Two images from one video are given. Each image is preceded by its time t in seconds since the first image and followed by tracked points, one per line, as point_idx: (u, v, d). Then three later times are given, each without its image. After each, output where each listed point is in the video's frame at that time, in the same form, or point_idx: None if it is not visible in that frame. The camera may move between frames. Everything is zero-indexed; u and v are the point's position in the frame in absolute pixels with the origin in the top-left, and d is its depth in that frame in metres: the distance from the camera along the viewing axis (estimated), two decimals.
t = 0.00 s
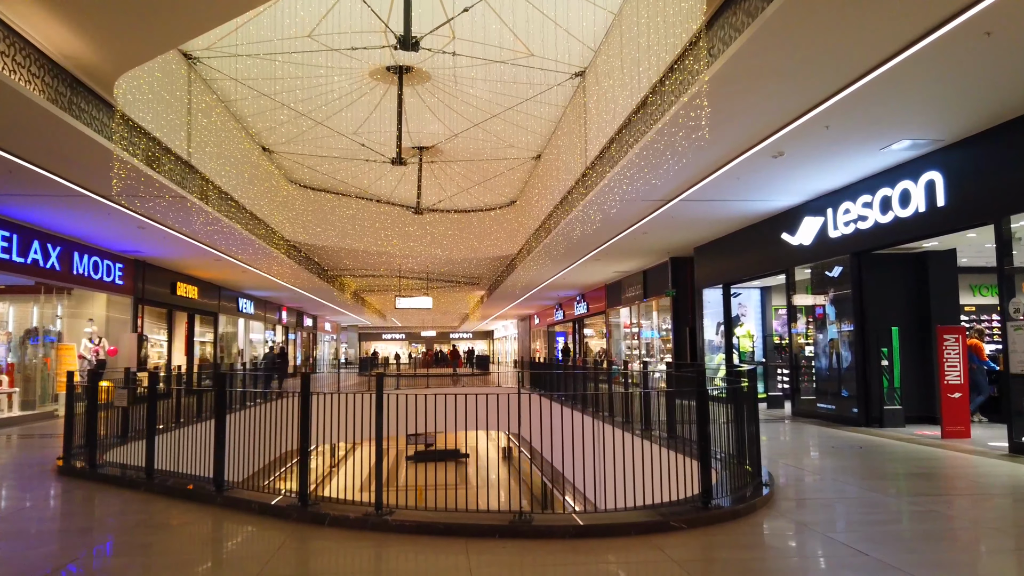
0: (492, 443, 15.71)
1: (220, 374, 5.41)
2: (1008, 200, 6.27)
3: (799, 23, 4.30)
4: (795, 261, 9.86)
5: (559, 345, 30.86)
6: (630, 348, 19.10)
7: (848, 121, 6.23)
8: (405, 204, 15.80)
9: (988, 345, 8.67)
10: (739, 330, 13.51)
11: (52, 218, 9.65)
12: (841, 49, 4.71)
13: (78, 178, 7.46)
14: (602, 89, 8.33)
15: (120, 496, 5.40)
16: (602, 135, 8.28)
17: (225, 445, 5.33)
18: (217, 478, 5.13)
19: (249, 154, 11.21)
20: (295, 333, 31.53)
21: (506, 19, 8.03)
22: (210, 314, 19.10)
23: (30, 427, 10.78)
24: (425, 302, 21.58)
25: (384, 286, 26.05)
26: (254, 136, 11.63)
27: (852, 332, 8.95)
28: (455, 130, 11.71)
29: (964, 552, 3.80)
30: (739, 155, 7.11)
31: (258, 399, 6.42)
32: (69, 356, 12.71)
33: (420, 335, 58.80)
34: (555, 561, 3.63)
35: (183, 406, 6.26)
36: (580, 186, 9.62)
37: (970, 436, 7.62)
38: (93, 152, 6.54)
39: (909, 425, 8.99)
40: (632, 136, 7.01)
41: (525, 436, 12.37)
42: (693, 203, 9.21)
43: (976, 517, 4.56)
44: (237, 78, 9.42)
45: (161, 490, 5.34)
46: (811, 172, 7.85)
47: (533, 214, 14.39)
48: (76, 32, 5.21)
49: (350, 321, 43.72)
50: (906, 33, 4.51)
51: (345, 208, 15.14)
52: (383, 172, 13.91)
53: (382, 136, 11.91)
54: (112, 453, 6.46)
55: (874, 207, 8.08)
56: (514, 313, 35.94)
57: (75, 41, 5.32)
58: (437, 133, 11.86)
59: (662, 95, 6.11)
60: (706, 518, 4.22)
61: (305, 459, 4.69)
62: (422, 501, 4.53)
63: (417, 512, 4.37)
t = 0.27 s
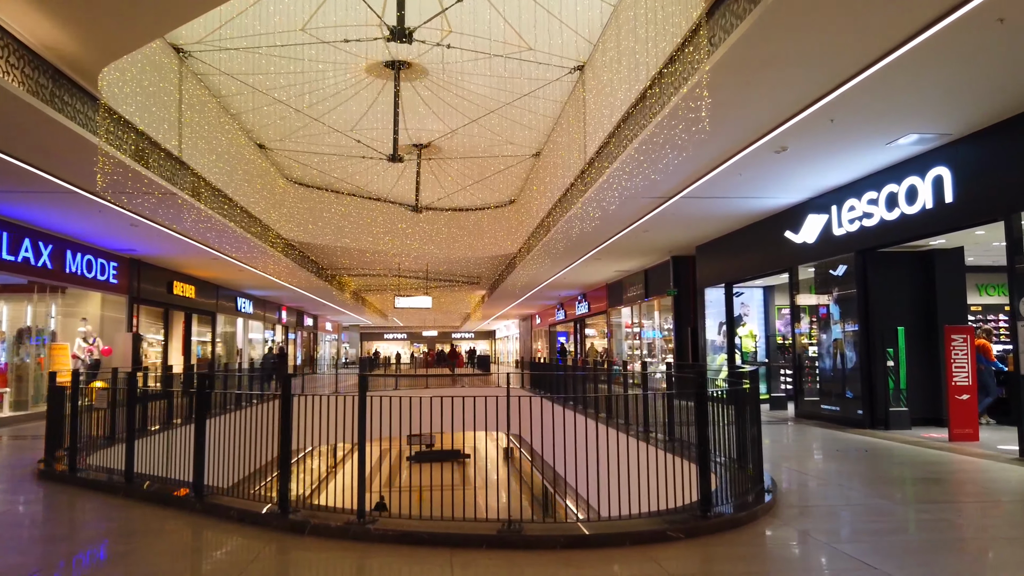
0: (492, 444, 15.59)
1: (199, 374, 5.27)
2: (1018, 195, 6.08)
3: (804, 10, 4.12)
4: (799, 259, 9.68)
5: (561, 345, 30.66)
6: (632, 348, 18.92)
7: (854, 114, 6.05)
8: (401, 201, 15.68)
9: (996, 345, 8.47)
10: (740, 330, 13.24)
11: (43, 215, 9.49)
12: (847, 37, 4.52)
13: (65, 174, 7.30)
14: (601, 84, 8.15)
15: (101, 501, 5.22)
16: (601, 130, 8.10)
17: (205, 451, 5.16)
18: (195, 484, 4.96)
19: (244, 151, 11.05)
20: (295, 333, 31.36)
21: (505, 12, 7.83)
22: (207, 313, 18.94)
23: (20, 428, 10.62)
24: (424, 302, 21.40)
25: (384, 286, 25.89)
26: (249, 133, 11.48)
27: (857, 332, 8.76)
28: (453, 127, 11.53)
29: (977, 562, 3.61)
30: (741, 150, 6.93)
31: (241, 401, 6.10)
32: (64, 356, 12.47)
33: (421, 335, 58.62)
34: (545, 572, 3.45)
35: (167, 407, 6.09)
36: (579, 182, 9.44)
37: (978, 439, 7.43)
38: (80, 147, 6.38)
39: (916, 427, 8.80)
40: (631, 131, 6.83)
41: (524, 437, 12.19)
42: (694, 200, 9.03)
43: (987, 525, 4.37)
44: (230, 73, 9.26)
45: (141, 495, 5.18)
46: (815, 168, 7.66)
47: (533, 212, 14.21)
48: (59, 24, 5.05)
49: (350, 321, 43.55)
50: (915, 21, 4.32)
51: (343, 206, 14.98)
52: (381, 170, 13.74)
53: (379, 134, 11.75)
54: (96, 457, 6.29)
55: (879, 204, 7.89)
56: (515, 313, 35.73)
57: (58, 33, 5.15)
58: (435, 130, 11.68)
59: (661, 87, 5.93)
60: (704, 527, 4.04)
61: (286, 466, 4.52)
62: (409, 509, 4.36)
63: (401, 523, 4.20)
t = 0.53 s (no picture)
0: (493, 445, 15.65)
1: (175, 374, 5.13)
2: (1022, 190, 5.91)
3: None
4: (798, 258, 9.52)
5: (560, 344, 30.50)
6: (631, 348, 18.76)
7: (854, 108, 5.90)
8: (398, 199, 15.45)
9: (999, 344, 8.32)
10: (740, 330, 13.17)
11: (30, 213, 9.34)
12: (846, 25, 4.36)
13: (48, 171, 7.15)
14: (596, 78, 8.00)
15: (77, 506, 5.07)
16: (596, 125, 7.94)
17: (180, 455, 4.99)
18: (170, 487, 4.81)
19: (236, 148, 10.90)
20: (293, 332, 31.22)
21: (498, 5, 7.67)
22: (203, 313, 18.79)
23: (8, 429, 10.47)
24: (422, 301, 21.25)
25: (382, 286, 25.76)
26: (241, 130, 11.32)
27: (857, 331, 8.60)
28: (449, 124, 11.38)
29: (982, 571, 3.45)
30: (738, 145, 6.77)
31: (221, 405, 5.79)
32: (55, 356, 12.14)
33: (421, 335, 58.47)
34: None
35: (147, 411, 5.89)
36: (575, 179, 9.28)
37: (981, 441, 7.27)
38: (61, 142, 6.23)
39: (917, 428, 8.64)
40: (626, 125, 6.67)
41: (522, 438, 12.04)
42: (691, 197, 8.88)
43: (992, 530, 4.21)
44: (220, 68, 9.11)
45: (118, 500, 5.03)
46: (815, 163, 7.50)
47: (530, 211, 14.05)
48: (34, 16, 4.90)
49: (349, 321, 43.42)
50: (916, 8, 4.16)
51: (338, 204, 14.82)
52: (376, 168, 13.58)
53: (374, 131, 11.60)
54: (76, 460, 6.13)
55: (880, 200, 7.73)
56: (514, 313, 35.57)
57: (34, 25, 4.99)
58: (431, 128, 11.50)
59: (656, 80, 5.77)
60: (697, 534, 3.89)
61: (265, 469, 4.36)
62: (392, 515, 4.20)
63: (384, 529, 4.05)
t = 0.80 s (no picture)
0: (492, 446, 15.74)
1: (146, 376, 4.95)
2: None
3: None
4: (797, 257, 9.35)
5: (559, 345, 30.33)
6: (629, 348, 18.57)
7: (852, 100, 5.72)
8: (394, 198, 15.21)
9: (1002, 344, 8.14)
10: (738, 330, 13.00)
11: (15, 211, 9.18)
12: (846, 12, 4.19)
13: (26, 167, 6.98)
14: (590, 72, 7.84)
15: (47, 513, 4.89)
16: (589, 120, 7.77)
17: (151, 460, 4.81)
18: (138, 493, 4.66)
19: (226, 145, 10.73)
20: (290, 333, 31.05)
21: None
22: (197, 313, 18.63)
23: None
24: (418, 301, 21.07)
25: (379, 286, 25.58)
26: (231, 127, 11.15)
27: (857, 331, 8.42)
28: (443, 122, 11.21)
29: None
30: (734, 140, 6.60)
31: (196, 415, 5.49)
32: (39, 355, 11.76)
33: (420, 336, 58.31)
34: None
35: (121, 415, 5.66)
36: (569, 176, 9.11)
37: (984, 444, 7.09)
38: (37, 137, 6.05)
39: (919, 431, 8.46)
40: (619, 120, 6.51)
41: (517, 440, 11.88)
42: (687, 195, 8.71)
43: (996, 538, 4.03)
44: (207, 64, 8.93)
45: (90, 506, 4.86)
46: (813, 159, 7.34)
47: (526, 209, 13.87)
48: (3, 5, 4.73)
49: (347, 322, 43.26)
50: None
51: (331, 202, 14.66)
52: (370, 167, 13.41)
53: (367, 130, 11.43)
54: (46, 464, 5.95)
55: (880, 197, 7.55)
56: (513, 313, 35.41)
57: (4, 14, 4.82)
58: (425, 125, 11.30)
59: (649, 71, 5.60)
60: (686, 544, 3.71)
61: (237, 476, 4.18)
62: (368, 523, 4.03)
63: (359, 539, 3.88)
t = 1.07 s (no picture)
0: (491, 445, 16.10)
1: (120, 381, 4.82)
2: None
3: None
4: (797, 256, 9.19)
5: (559, 345, 30.18)
6: (629, 349, 18.42)
7: (853, 95, 5.57)
8: (393, 199, 15.09)
9: (1007, 345, 7.98)
10: (739, 330, 12.84)
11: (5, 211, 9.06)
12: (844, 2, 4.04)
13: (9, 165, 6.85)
14: (585, 68, 7.69)
15: (24, 521, 4.76)
16: (585, 117, 7.62)
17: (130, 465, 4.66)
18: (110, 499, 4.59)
19: (218, 144, 10.60)
20: (289, 334, 30.93)
21: None
22: (193, 314, 18.51)
23: None
24: (416, 302, 20.93)
25: (378, 286, 25.46)
26: (224, 125, 11.01)
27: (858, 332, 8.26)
28: (439, 120, 11.06)
29: None
30: (732, 137, 6.45)
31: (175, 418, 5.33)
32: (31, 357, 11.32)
33: (421, 336, 58.19)
34: None
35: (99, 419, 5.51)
36: (566, 174, 8.96)
37: (989, 447, 6.93)
38: (17, 134, 5.92)
39: (922, 433, 8.29)
40: (614, 116, 6.36)
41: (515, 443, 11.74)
42: (685, 193, 8.56)
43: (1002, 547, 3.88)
44: (197, 61, 8.78)
45: (67, 514, 4.72)
46: (813, 156, 7.18)
47: (523, 208, 13.73)
48: None
49: (347, 322, 43.14)
50: None
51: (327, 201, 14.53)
52: (366, 166, 13.27)
53: (362, 130, 11.29)
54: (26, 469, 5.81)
55: (882, 195, 7.39)
56: (513, 313, 35.27)
57: None
58: (420, 123, 11.15)
59: (644, 65, 5.45)
60: (677, 557, 3.56)
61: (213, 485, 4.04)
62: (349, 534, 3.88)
63: (340, 550, 3.73)
